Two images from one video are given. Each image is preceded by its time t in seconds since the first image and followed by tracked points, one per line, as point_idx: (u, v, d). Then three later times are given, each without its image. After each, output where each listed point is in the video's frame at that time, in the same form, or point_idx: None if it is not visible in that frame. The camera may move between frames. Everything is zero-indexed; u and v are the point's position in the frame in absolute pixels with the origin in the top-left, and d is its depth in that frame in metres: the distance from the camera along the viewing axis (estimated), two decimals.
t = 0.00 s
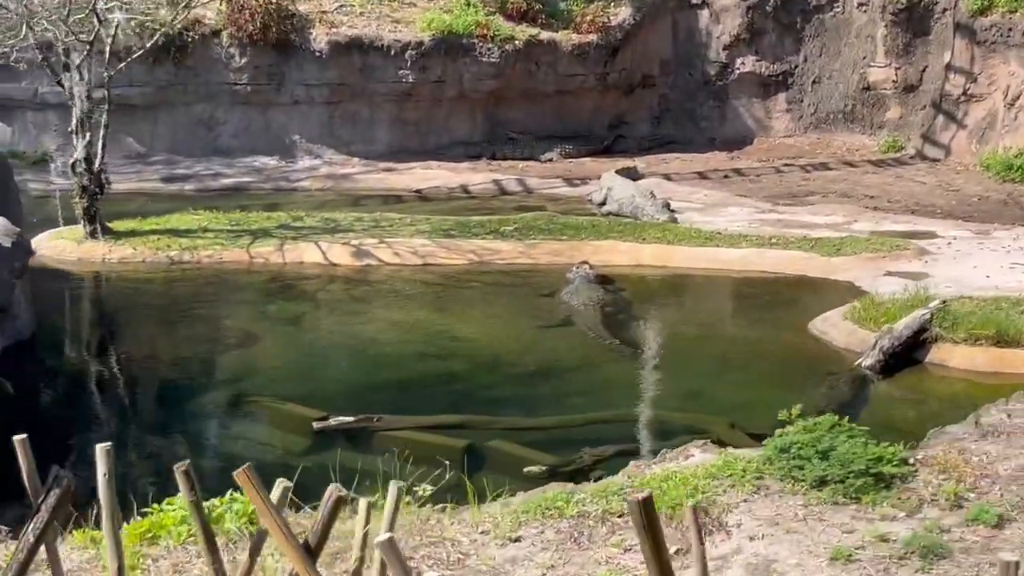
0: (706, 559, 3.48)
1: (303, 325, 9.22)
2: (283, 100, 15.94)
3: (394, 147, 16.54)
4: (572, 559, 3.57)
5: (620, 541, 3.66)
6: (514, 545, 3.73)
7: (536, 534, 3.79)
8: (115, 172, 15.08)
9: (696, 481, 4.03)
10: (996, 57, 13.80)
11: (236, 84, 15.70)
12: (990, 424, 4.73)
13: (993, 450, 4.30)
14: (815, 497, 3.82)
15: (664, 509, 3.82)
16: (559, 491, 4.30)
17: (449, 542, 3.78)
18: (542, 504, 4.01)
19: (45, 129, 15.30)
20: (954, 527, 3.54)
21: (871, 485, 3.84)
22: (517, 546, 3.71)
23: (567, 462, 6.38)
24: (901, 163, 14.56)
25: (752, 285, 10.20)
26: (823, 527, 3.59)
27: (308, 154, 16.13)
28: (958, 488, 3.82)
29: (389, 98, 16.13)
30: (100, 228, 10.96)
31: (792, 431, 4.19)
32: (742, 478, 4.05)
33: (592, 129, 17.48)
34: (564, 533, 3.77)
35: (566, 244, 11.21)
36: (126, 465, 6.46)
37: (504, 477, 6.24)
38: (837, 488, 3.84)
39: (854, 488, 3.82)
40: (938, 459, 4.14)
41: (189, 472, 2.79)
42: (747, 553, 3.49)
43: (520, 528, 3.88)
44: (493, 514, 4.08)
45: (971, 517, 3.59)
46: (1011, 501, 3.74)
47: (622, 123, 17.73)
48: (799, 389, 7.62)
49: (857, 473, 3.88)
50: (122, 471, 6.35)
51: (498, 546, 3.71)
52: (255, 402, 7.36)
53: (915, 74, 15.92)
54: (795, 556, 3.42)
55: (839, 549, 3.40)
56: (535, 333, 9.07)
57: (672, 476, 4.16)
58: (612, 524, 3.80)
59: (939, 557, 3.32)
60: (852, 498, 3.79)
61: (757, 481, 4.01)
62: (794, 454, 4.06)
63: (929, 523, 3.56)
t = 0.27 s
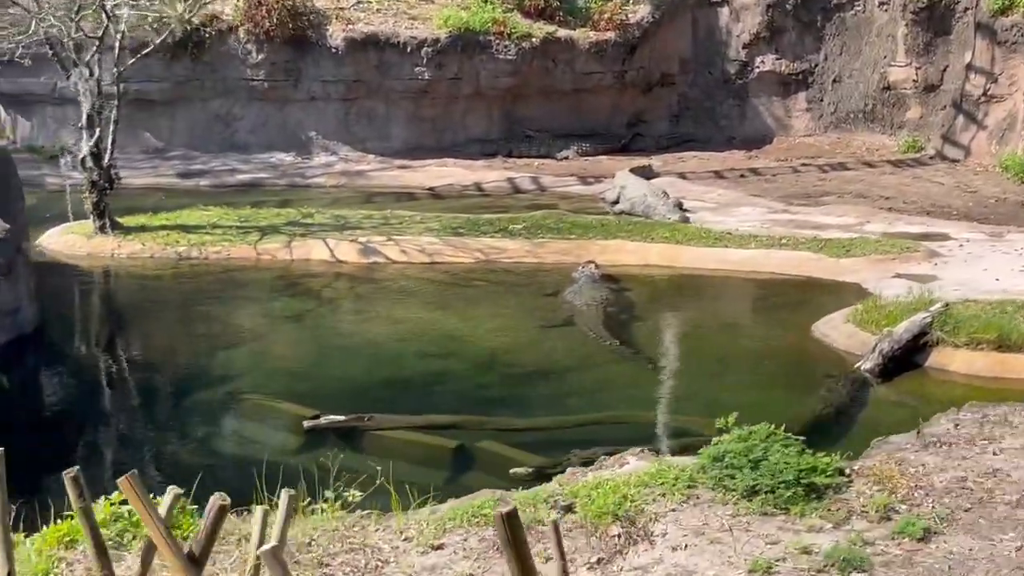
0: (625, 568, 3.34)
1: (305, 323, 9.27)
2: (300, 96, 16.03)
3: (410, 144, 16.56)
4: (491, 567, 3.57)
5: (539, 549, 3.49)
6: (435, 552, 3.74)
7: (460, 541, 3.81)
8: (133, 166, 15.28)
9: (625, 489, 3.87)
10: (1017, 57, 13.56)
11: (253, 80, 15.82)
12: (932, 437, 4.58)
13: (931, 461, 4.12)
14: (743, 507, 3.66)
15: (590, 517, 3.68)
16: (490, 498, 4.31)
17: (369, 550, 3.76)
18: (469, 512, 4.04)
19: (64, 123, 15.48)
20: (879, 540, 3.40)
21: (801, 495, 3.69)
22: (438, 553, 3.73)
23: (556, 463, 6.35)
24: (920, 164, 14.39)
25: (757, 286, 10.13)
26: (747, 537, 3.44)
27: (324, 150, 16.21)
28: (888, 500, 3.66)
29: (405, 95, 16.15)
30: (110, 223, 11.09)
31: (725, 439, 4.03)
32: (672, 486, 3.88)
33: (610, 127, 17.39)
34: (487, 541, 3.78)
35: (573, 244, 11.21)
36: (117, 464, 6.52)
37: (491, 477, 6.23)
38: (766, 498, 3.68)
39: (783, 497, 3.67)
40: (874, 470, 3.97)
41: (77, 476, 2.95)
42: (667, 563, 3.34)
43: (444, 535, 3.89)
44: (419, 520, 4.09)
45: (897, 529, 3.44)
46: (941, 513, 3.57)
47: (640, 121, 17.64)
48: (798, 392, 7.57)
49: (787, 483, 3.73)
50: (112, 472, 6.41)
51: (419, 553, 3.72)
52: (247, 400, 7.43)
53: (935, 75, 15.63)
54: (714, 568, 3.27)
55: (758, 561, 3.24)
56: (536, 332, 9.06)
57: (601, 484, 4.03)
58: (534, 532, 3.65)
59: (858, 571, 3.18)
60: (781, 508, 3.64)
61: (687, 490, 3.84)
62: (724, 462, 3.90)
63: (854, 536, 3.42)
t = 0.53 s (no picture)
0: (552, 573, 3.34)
1: (311, 320, 9.35)
2: (318, 93, 16.14)
3: (429, 141, 16.57)
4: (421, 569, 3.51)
5: (471, 552, 3.52)
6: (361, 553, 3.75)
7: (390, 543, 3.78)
8: (152, 163, 15.48)
9: (562, 492, 3.84)
10: None
11: (271, 77, 15.93)
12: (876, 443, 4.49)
13: (873, 467, 4.00)
14: (677, 511, 3.59)
15: (524, 520, 3.67)
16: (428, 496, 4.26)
17: (297, 550, 3.83)
18: (406, 508, 3.97)
19: (84, 119, 15.69)
20: (808, 545, 3.28)
21: (737, 500, 3.60)
22: (365, 555, 3.72)
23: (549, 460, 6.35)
24: (939, 164, 14.26)
25: (763, 287, 10.08)
26: (677, 542, 3.38)
27: (342, 147, 16.30)
28: (823, 504, 3.56)
29: (423, 92, 16.18)
30: (123, 219, 11.24)
31: (665, 442, 3.96)
32: (610, 489, 3.83)
33: (629, 125, 17.32)
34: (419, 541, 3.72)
35: (582, 242, 11.21)
36: (116, 460, 6.62)
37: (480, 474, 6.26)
38: (702, 502, 3.59)
39: (719, 502, 3.57)
40: (815, 475, 3.87)
41: None
42: (594, 567, 3.31)
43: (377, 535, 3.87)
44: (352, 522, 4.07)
45: (827, 535, 3.33)
46: (875, 518, 3.46)
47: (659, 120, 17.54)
48: (797, 393, 7.54)
49: (723, 486, 3.63)
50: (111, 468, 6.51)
51: (348, 555, 3.74)
52: (247, 397, 7.51)
53: (955, 74, 15.45)
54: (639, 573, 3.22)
55: (683, 567, 3.17)
56: (540, 331, 9.08)
57: (539, 486, 3.99)
58: (466, 534, 3.66)
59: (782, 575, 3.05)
60: (716, 512, 3.54)
61: (624, 493, 3.79)
62: (663, 465, 3.82)
63: (783, 541, 3.31)
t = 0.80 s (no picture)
0: None
1: (315, 317, 9.38)
2: (334, 90, 16.21)
3: (444, 138, 16.58)
4: None
5: (407, 559, 3.51)
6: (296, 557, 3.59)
7: (324, 549, 3.67)
8: (169, 159, 15.61)
9: (502, 498, 3.77)
10: None
11: (287, 74, 16.02)
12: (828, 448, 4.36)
13: (819, 474, 3.88)
14: (617, 518, 3.54)
15: (461, 526, 3.62)
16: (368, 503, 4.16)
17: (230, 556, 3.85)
18: (344, 518, 3.88)
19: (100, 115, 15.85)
20: (744, 555, 3.22)
21: (678, 507, 3.54)
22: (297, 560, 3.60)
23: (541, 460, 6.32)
24: (957, 164, 14.19)
25: (770, 287, 10.00)
26: (613, 550, 3.33)
27: (357, 144, 16.36)
28: (763, 513, 3.49)
29: (438, 89, 16.19)
30: (134, 216, 11.35)
31: (610, 448, 3.89)
32: (552, 495, 3.77)
33: (645, 124, 17.27)
34: (354, 548, 3.63)
35: (591, 241, 11.16)
36: (109, 460, 6.66)
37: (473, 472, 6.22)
38: (642, 509, 3.54)
39: (658, 509, 3.52)
40: (759, 483, 3.77)
41: None
42: None
43: (312, 540, 3.75)
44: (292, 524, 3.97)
45: (764, 544, 3.27)
46: (812, 529, 3.38)
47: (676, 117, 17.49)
48: (798, 394, 7.49)
49: (664, 493, 3.57)
50: (109, 467, 6.56)
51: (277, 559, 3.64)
52: (246, 394, 7.54)
53: (975, 72, 15.32)
54: None
55: None
56: (544, 330, 9.05)
57: (482, 491, 3.92)
58: (403, 541, 3.62)
59: None
60: (654, 520, 3.49)
61: (566, 499, 3.73)
62: (605, 471, 3.76)
63: (719, 550, 3.26)
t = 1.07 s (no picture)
0: None
1: (323, 316, 9.45)
2: (351, 88, 16.29)
3: (459, 136, 16.58)
4: None
5: (355, 562, 3.55)
6: (242, 561, 3.64)
7: (276, 551, 3.69)
8: (186, 157, 15.79)
9: (457, 501, 3.81)
10: None
11: (304, 73, 16.14)
12: (786, 452, 4.34)
13: (776, 478, 3.89)
14: (568, 521, 3.56)
15: (411, 529, 3.65)
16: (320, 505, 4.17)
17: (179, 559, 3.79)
18: (296, 520, 3.88)
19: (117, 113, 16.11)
20: (689, 559, 3.24)
21: (629, 511, 3.57)
22: (250, 562, 3.63)
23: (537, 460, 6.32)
24: (974, 163, 14.29)
25: (778, 287, 9.95)
26: (561, 553, 3.37)
27: (373, 142, 16.41)
28: (713, 517, 3.50)
29: (454, 88, 16.21)
30: (146, 213, 11.51)
31: (566, 451, 3.92)
32: (506, 498, 3.80)
33: (661, 122, 17.21)
34: (305, 551, 3.67)
35: (600, 240, 11.14)
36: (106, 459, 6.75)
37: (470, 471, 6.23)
38: (593, 512, 3.56)
39: (610, 513, 3.54)
40: (714, 487, 3.77)
41: None
42: None
43: (262, 542, 3.76)
44: (242, 527, 3.95)
45: (710, 548, 3.28)
46: (761, 533, 3.37)
47: (693, 116, 17.39)
48: (798, 394, 7.46)
49: (615, 497, 3.60)
50: (111, 465, 6.64)
51: (229, 562, 3.63)
52: (247, 392, 7.61)
53: (993, 70, 15.54)
54: None
55: None
56: (550, 329, 9.06)
57: (436, 494, 3.94)
58: (353, 544, 3.66)
59: None
60: (605, 524, 3.52)
61: (520, 502, 3.76)
62: (560, 475, 3.78)
63: (665, 554, 3.28)
